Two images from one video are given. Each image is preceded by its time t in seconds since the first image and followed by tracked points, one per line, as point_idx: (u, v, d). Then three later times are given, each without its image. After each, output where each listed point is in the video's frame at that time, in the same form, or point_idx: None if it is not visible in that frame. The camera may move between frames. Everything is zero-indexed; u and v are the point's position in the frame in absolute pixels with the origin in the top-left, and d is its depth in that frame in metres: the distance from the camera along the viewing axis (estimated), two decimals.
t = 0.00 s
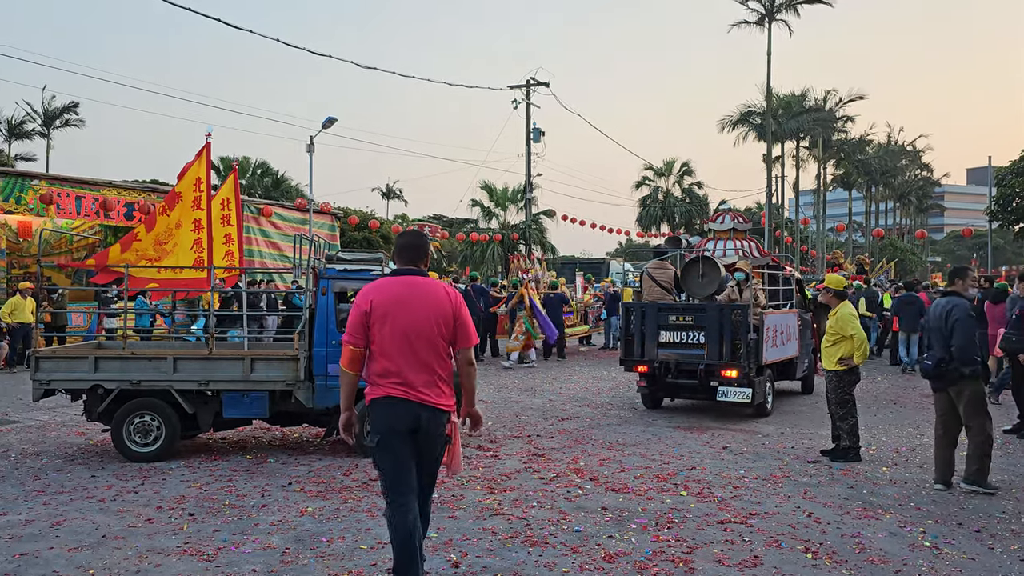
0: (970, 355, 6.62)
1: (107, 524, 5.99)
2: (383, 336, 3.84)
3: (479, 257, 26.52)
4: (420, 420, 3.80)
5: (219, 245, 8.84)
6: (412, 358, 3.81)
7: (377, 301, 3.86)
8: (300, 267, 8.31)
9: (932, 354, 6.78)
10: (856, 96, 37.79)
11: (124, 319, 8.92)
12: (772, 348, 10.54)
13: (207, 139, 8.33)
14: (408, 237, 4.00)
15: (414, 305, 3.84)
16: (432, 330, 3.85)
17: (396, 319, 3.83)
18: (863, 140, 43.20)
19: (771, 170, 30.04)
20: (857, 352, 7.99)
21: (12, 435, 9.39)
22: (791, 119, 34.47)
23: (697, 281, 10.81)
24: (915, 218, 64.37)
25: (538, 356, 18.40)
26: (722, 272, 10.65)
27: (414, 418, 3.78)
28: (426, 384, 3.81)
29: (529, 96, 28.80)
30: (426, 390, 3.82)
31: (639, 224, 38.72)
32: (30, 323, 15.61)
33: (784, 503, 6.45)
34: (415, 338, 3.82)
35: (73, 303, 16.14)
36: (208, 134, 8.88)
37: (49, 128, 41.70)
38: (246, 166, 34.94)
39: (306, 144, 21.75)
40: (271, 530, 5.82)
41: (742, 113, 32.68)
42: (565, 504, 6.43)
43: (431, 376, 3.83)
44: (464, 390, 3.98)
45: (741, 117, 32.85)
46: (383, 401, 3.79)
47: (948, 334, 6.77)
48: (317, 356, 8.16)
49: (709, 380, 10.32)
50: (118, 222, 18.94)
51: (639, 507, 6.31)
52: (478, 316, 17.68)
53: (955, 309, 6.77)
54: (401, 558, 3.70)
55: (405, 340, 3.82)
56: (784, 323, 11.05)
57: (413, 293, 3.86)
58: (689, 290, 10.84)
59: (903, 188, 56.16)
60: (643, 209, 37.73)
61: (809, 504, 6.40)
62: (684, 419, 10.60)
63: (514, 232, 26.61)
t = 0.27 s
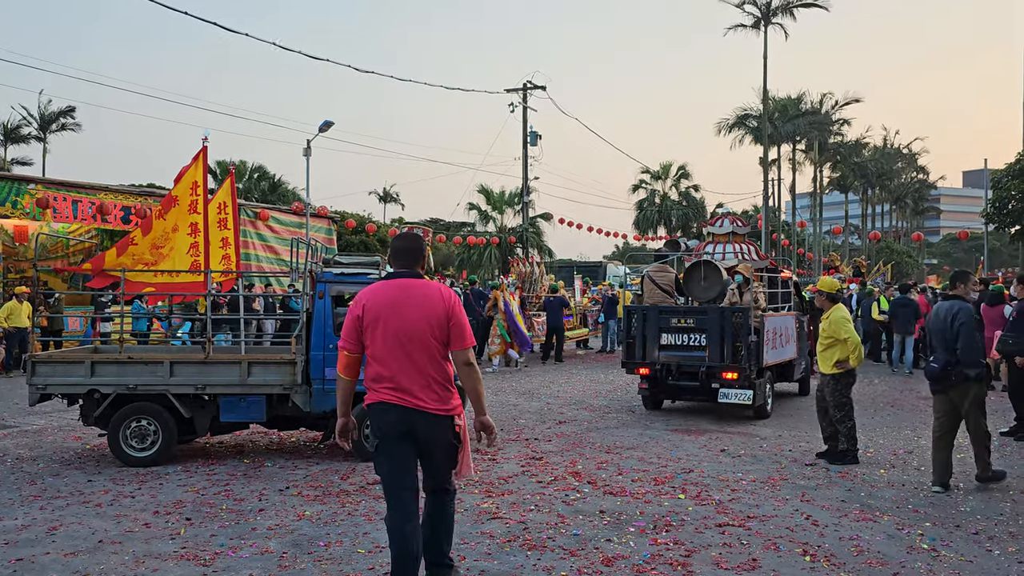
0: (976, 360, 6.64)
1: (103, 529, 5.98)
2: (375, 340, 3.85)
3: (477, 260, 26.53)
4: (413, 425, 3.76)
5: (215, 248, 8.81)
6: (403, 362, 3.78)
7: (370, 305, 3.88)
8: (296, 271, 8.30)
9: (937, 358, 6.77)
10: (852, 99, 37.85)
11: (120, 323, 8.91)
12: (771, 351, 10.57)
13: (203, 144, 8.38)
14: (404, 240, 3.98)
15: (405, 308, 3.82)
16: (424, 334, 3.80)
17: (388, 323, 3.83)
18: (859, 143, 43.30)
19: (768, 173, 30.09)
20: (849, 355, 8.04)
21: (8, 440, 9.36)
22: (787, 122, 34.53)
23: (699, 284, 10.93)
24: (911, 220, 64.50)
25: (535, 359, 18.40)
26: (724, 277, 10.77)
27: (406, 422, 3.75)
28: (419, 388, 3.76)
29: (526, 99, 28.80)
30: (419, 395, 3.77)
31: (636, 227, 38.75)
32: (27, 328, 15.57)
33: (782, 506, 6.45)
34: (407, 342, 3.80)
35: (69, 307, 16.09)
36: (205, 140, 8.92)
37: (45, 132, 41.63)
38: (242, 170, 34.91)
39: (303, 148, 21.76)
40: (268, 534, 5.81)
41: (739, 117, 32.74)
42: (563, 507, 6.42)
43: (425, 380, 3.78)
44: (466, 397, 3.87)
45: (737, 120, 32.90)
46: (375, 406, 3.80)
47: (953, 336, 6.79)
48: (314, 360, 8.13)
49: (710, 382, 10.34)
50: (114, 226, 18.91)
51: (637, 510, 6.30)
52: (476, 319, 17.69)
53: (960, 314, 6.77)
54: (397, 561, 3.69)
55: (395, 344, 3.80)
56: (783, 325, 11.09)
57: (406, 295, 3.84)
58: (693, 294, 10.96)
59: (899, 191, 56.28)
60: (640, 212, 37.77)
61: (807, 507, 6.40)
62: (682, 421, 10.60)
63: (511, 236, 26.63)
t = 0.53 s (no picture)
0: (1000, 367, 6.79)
1: (102, 536, 5.96)
2: (379, 346, 3.86)
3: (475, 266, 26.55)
4: (411, 432, 3.73)
5: (213, 255, 8.78)
6: (404, 368, 3.78)
7: (375, 311, 3.89)
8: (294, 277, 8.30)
9: (963, 364, 6.84)
10: (849, 104, 37.97)
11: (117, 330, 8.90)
12: (772, 355, 10.61)
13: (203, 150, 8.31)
14: (412, 246, 3.99)
15: (409, 315, 3.82)
16: (426, 340, 3.78)
17: (391, 329, 3.84)
18: (856, 148, 43.42)
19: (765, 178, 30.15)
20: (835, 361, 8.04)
21: (5, 448, 9.34)
22: (784, 127, 34.62)
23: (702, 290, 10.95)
24: (908, 225, 64.66)
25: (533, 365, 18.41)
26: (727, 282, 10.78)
27: (405, 429, 3.74)
28: (419, 395, 3.74)
29: (523, 105, 28.85)
30: (418, 402, 3.75)
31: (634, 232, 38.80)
32: (24, 335, 15.55)
33: (781, 511, 6.45)
34: (410, 348, 3.79)
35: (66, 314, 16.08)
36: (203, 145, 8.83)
37: (43, 138, 41.64)
38: (240, 176, 34.92)
39: (301, 154, 21.79)
40: (266, 541, 5.80)
41: (736, 122, 32.83)
42: (562, 513, 6.42)
43: (426, 387, 3.75)
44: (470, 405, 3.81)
45: (735, 125, 32.98)
46: (376, 412, 3.81)
47: (978, 343, 6.84)
48: (312, 366, 8.13)
49: (712, 386, 10.36)
50: (112, 233, 18.91)
51: (637, 516, 6.30)
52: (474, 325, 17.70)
53: (987, 322, 6.85)
54: (395, 568, 3.72)
55: (397, 350, 3.80)
56: (783, 330, 11.12)
57: (410, 302, 3.84)
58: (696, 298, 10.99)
59: (895, 196, 56.43)
60: (637, 217, 37.83)
61: (806, 512, 6.40)
62: (681, 426, 10.60)
63: (509, 241, 26.67)
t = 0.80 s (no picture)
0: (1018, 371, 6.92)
1: (100, 544, 5.95)
2: (394, 350, 3.87)
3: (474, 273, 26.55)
4: (423, 438, 3.72)
5: (212, 261, 8.89)
6: (418, 374, 3.77)
7: (392, 316, 3.90)
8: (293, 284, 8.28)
9: (983, 368, 6.92)
10: (846, 110, 38.06)
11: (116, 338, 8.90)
12: (773, 360, 10.62)
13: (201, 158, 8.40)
14: (431, 251, 3.98)
15: (425, 320, 3.81)
16: (440, 347, 3.77)
17: (407, 334, 3.83)
18: (853, 154, 43.52)
19: (764, 183, 30.19)
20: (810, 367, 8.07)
21: (3, 455, 9.33)
22: (782, 133, 34.70)
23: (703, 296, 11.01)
24: (906, 230, 64.75)
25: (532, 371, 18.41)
26: (729, 288, 10.83)
27: (417, 435, 3.73)
28: (432, 401, 3.73)
29: (521, 112, 28.90)
30: (431, 408, 3.73)
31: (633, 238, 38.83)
32: (23, 342, 15.53)
33: (780, 516, 6.44)
34: (425, 354, 3.78)
35: (65, 321, 16.08)
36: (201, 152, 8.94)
37: (41, 146, 41.70)
38: (239, 183, 34.96)
39: (300, 161, 21.83)
40: (265, 548, 5.79)
41: (734, 128, 32.89)
42: (561, 519, 6.41)
43: (439, 393, 3.74)
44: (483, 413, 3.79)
45: (732, 131, 33.04)
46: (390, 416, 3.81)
47: (998, 346, 6.89)
48: (311, 373, 8.11)
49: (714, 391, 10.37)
50: (111, 240, 18.93)
51: (636, 522, 6.29)
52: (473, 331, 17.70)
53: (1006, 327, 6.89)
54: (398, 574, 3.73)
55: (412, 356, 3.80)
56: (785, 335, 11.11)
57: (427, 308, 3.83)
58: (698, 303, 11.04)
59: (894, 202, 56.51)
60: (636, 223, 37.87)
61: (805, 518, 6.40)
62: (680, 432, 10.59)
63: (508, 248, 26.69)
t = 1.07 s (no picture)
0: None
1: (99, 551, 5.94)
2: (412, 354, 3.90)
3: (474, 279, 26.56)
4: (439, 442, 3.74)
5: (213, 267, 8.89)
6: (436, 378, 3.79)
7: (411, 320, 3.93)
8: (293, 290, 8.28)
9: (989, 372, 6.94)
10: (845, 117, 38.18)
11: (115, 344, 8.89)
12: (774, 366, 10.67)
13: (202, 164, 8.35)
14: (451, 255, 4.00)
15: (443, 324, 3.84)
16: (458, 351, 3.79)
17: (425, 338, 3.86)
18: (852, 160, 43.61)
19: (763, 190, 30.23)
20: (787, 370, 8.17)
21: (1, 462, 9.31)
22: (781, 140, 34.80)
23: (705, 301, 11.01)
24: (905, 236, 64.82)
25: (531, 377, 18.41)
26: (730, 293, 10.83)
27: (433, 439, 3.74)
28: (449, 405, 3.75)
29: (521, 118, 28.97)
30: (447, 413, 3.75)
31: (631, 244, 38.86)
32: (22, 348, 15.50)
33: (779, 522, 6.45)
34: (442, 359, 3.80)
35: (63, 328, 16.08)
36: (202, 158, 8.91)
37: (41, 152, 41.73)
38: (238, 190, 34.98)
39: (300, 168, 21.87)
40: (265, 554, 5.79)
41: (733, 135, 32.96)
42: (561, 526, 6.41)
43: (456, 398, 3.75)
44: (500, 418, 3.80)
45: (731, 138, 33.11)
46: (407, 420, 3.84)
47: (1002, 351, 6.91)
48: (312, 379, 8.12)
49: (717, 396, 10.38)
50: (110, 246, 18.93)
51: (635, 528, 6.29)
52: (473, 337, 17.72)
53: (1010, 332, 6.92)
54: None
55: (429, 360, 3.83)
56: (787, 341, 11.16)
57: (444, 312, 3.86)
58: (699, 308, 11.04)
59: (892, 208, 56.61)
60: (635, 229, 37.89)
61: (805, 524, 6.40)
62: (679, 438, 10.59)
63: (507, 254, 26.73)
